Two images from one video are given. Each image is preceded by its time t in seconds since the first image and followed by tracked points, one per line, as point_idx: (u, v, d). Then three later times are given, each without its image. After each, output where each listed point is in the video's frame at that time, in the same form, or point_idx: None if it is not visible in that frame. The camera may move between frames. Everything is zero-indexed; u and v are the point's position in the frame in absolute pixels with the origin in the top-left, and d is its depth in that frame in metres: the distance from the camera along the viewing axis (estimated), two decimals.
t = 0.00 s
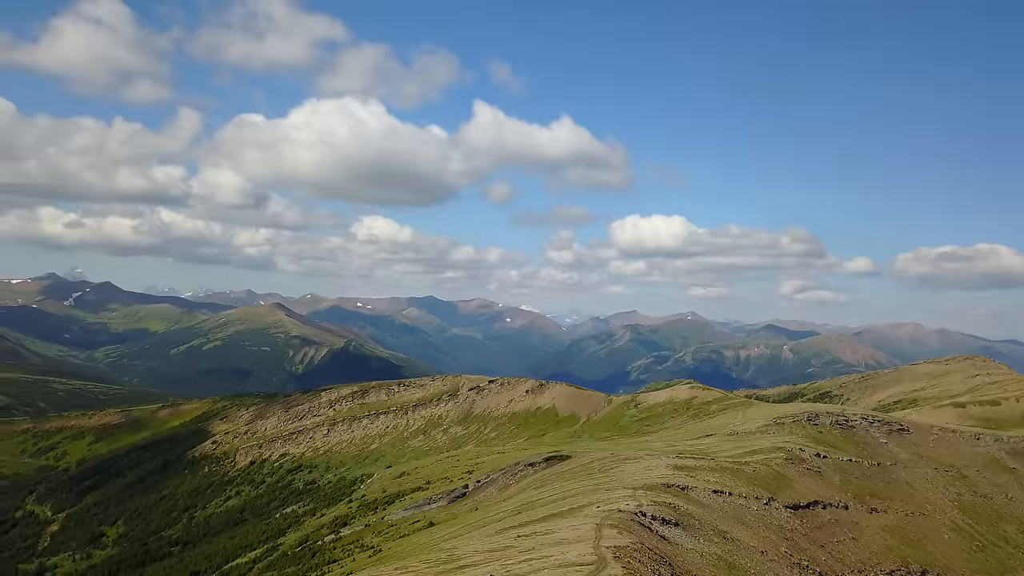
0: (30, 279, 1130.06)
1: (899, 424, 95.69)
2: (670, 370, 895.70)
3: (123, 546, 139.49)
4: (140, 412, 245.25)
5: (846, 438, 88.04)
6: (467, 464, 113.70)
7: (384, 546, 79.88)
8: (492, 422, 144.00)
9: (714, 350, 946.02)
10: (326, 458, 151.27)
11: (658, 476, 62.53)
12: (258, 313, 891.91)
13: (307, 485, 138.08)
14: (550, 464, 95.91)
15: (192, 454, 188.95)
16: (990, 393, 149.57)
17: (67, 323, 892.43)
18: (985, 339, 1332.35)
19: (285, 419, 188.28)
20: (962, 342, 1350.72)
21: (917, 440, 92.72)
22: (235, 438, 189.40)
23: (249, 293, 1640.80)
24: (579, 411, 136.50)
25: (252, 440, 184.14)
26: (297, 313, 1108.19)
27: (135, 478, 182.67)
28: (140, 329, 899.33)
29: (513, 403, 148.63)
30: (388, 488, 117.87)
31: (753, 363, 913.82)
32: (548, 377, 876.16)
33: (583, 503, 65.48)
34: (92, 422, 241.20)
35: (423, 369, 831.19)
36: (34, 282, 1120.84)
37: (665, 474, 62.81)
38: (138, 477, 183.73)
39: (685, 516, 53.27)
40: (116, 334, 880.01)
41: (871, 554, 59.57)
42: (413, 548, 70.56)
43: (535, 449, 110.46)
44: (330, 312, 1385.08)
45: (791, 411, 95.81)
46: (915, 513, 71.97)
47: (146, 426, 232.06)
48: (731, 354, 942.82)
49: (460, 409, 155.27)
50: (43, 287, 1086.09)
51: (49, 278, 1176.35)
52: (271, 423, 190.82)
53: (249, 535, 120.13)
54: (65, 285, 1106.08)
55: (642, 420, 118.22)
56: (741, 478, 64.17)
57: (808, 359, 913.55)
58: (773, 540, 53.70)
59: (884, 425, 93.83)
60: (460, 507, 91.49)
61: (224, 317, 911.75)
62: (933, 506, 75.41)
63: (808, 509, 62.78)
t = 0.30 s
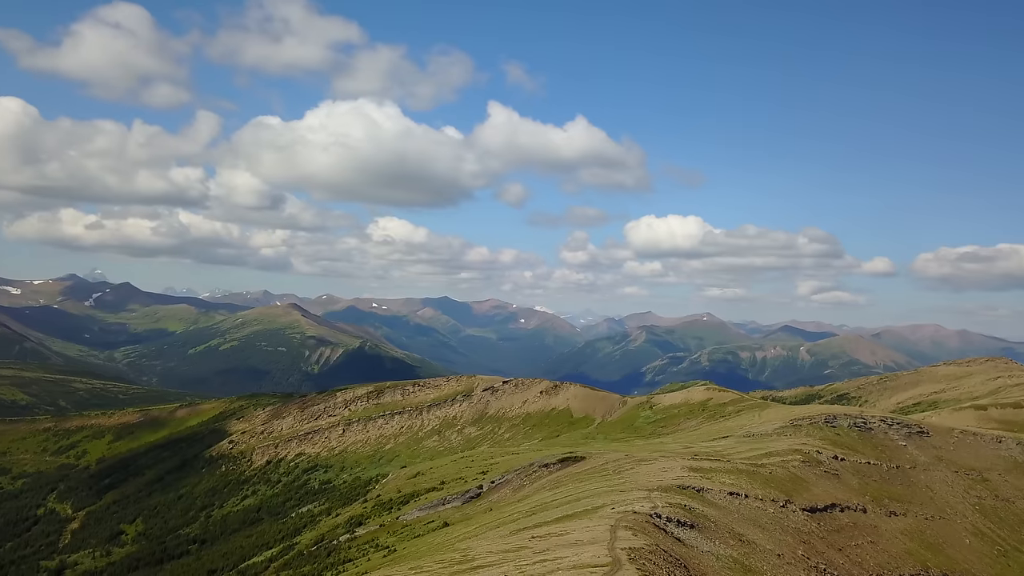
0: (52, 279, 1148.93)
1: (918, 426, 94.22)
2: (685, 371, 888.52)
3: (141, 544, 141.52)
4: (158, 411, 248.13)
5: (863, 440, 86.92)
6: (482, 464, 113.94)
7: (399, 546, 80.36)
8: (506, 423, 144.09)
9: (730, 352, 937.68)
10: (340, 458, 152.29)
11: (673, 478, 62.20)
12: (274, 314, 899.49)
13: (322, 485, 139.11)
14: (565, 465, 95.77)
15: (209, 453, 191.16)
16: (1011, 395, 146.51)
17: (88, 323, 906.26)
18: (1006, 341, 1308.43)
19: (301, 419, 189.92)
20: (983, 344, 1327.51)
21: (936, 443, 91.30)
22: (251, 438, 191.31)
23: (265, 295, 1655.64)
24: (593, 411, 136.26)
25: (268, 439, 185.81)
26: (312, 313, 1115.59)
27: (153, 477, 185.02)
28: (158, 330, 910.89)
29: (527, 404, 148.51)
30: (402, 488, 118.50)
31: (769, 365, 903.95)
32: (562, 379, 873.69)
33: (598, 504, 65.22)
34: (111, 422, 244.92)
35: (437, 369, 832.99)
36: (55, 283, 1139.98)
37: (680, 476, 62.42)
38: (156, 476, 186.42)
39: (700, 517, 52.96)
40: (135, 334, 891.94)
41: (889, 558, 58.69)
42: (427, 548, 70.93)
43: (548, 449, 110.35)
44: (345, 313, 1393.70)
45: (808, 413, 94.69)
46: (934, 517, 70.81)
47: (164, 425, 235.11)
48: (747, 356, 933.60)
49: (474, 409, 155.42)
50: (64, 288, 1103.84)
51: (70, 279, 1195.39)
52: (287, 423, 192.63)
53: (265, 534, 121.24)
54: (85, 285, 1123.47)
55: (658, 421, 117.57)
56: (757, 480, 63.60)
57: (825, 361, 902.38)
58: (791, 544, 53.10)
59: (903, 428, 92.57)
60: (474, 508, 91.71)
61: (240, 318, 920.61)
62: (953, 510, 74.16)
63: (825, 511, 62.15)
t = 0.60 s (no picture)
0: (75, 280, 1171.61)
1: (940, 429, 92.68)
2: (703, 373, 880.80)
3: (161, 543, 143.71)
4: (178, 411, 252.06)
5: (884, 442, 85.74)
6: (498, 466, 114.11)
7: (415, 546, 80.89)
8: (522, 424, 144.24)
9: (748, 353, 927.94)
10: (357, 458, 153.64)
11: (691, 480, 61.90)
12: (292, 315, 908.44)
13: (339, 485, 140.44)
14: (581, 466, 95.72)
15: (228, 453, 193.61)
16: None
17: (110, 324, 923.04)
18: None
19: (319, 419, 191.73)
20: (1007, 345, 1301.47)
21: (958, 445, 89.77)
22: (270, 438, 193.65)
23: (283, 296, 1672.90)
24: (610, 413, 135.71)
25: (286, 439, 187.99)
26: (330, 314, 1125.31)
27: (173, 476, 187.93)
28: (178, 330, 924.78)
29: (544, 405, 148.55)
30: (419, 488, 119.24)
31: (788, 367, 893.29)
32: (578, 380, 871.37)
33: (613, 506, 65.17)
34: (132, 421, 249.30)
35: (453, 370, 835.16)
36: (78, 284, 1161.45)
37: (698, 478, 62.14)
38: (176, 475, 189.41)
39: (718, 520, 52.66)
40: (156, 334, 906.13)
41: (910, 562, 57.87)
42: (443, 549, 71.30)
43: (564, 451, 110.28)
44: (363, 314, 1403.38)
45: (828, 415, 93.56)
46: (956, 521, 69.67)
47: (184, 426, 238.72)
48: (766, 357, 923.32)
49: (491, 411, 155.83)
50: (87, 288, 1125.04)
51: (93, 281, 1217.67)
52: (305, 423, 194.64)
53: (284, 533, 122.68)
54: (107, 286, 1144.19)
55: (675, 423, 116.77)
56: (775, 482, 63.11)
57: (845, 363, 890.13)
58: (809, 546, 52.68)
59: (924, 431, 91.08)
60: (490, 509, 91.85)
61: (259, 318, 931.05)
62: (976, 514, 72.87)
63: (845, 515, 61.43)
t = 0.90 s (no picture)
0: (99, 281, 1195.46)
1: (963, 432, 91.05)
2: (722, 374, 872.05)
3: (182, 542, 146.23)
4: (198, 411, 255.93)
5: (906, 445, 84.38)
6: (516, 467, 114.24)
7: (433, 547, 81.46)
8: (540, 425, 144.23)
9: (768, 354, 917.14)
10: (376, 459, 154.91)
11: (710, 482, 61.56)
12: (311, 316, 917.41)
13: (358, 485, 141.79)
14: (599, 468, 95.50)
15: (247, 453, 196.27)
16: None
17: (133, 325, 940.77)
18: None
19: (338, 420, 193.61)
20: None
21: (982, 448, 88.07)
22: (289, 438, 196.01)
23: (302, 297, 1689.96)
24: (629, 415, 135.14)
25: (305, 440, 190.07)
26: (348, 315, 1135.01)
27: (194, 476, 190.89)
28: (199, 331, 939.38)
29: (562, 406, 148.46)
30: (436, 489, 119.91)
31: (808, 368, 881.40)
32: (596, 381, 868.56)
33: (632, 508, 65.02)
34: (153, 422, 253.85)
35: (470, 371, 837.20)
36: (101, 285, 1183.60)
37: (716, 480, 61.85)
38: (196, 475, 192.39)
39: (737, 522, 52.35)
40: (178, 335, 921.08)
41: (933, 566, 56.95)
42: (461, 550, 71.68)
43: (583, 452, 109.88)
44: (381, 315, 1413.19)
45: (848, 417, 92.36)
46: (980, 525, 68.42)
47: (204, 426, 242.32)
48: (785, 359, 911.64)
49: (508, 412, 156.16)
50: (110, 290, 1147.31)
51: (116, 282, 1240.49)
52: (324, 423, 196.59)
53: (303, 533, 124.09)
54: (130, 287, 1165.82)
55: (694, 425, 116.02)
56: (796, 485, 62.50)
57: (866, 365, 877.03)
58: (830, 549, 52.12)
59: (947, 433, 89.53)
60: (508, 510, 92.12)
61: (278, 319, 941.71)
62: (1000, 518, 71.51)
63: (866, 518, 60.69)
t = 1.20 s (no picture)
0: (122, 282, 1218.70)
1: (987, 434, 89.37)
2: (741, 376, 862.90)
3: (203, 541, 148.77)
4: (218, 411, 259.80)
5: (929, 448, 83.07)
6: (535, 468, 114.35)
7: (452, 548, 82.01)
8: (559, 426, 144.14)
9: (788, 355, 906.48)
10: (395, 460, 156.14)
11: (729, 484, 61.29)
12: (331, 317, 926.47)
13: (377, 486, 143.15)
14: (617, 469, 95.36)
15: (267, 453, 198.93)
16: None
17: (156, 326, 958.11)
18: None
19: (357, 420, 195.33)
20: None
21: (1007, 452, 86.39)
22: (308, 439, 198.27)
23: (321, 298, 1708.62)
24: (648, 416, 134.55)
25: (324, 440, 192.18)
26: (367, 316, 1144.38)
27: (215, 475, 194.01)
28: (220, 332, 953.16)
29: (580, 408, 148.27)
30: (455, 490, 120.53)
31: (829, 370, 869.68)
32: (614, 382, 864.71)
33: (651, 510, 64.90)
34: (174, 422, 258.22)
35: (488, 371, 838.96)
36: (125, 287, 1206.92)
37: (736, 481, 61.55)
38: (217, 474, 195.45)
39: (757, 524, 52.04)
40: (199, 336, 935.91)
41: (957, 570, 56.05)
42: (479, 551, 72.20)
43: (602, 454, 109.64)
44: (399, 316, 1422.39)
45: (869, 419, 91.22)
46: (1005, 529, 67.15)
47: (224, 426, 245.91)
48: (806, 360, 899.63)
49: (527, 413, 156.38)
50: (133, 291, 1169.67)
51: (139, 284, 1263.68)
52: (343, 424, 198.53)
53: (322, 533, 125.56)
54: (153, 288, 1187.34)
55: (713, 427, 115.23)
56: (816, 487, 62.01)
57: (888, 367, 863.65)
58: (851, 553, 51.56)
59: (970, 436, 87.96)
60: (527, 511, 92.33)
61: (297, 320, 952.30)
62: None
63: (888, 521, 59.94)
